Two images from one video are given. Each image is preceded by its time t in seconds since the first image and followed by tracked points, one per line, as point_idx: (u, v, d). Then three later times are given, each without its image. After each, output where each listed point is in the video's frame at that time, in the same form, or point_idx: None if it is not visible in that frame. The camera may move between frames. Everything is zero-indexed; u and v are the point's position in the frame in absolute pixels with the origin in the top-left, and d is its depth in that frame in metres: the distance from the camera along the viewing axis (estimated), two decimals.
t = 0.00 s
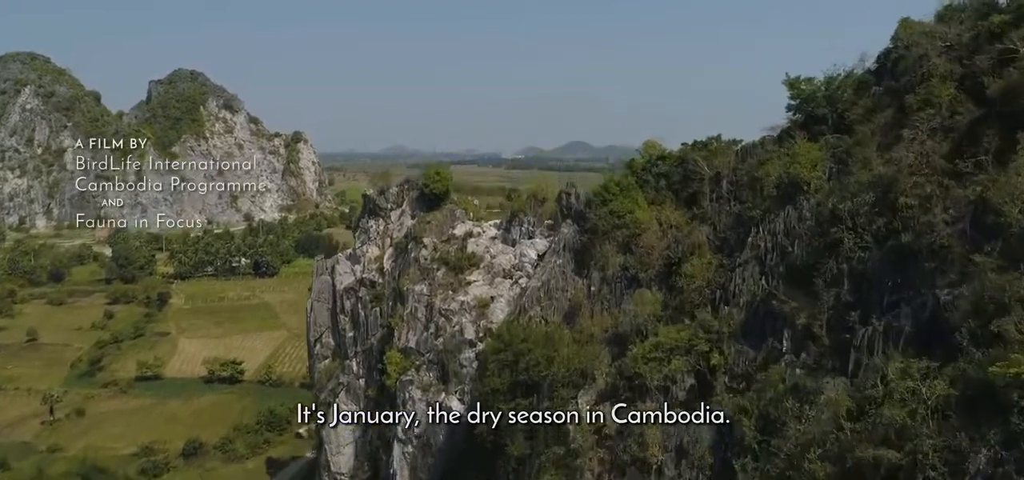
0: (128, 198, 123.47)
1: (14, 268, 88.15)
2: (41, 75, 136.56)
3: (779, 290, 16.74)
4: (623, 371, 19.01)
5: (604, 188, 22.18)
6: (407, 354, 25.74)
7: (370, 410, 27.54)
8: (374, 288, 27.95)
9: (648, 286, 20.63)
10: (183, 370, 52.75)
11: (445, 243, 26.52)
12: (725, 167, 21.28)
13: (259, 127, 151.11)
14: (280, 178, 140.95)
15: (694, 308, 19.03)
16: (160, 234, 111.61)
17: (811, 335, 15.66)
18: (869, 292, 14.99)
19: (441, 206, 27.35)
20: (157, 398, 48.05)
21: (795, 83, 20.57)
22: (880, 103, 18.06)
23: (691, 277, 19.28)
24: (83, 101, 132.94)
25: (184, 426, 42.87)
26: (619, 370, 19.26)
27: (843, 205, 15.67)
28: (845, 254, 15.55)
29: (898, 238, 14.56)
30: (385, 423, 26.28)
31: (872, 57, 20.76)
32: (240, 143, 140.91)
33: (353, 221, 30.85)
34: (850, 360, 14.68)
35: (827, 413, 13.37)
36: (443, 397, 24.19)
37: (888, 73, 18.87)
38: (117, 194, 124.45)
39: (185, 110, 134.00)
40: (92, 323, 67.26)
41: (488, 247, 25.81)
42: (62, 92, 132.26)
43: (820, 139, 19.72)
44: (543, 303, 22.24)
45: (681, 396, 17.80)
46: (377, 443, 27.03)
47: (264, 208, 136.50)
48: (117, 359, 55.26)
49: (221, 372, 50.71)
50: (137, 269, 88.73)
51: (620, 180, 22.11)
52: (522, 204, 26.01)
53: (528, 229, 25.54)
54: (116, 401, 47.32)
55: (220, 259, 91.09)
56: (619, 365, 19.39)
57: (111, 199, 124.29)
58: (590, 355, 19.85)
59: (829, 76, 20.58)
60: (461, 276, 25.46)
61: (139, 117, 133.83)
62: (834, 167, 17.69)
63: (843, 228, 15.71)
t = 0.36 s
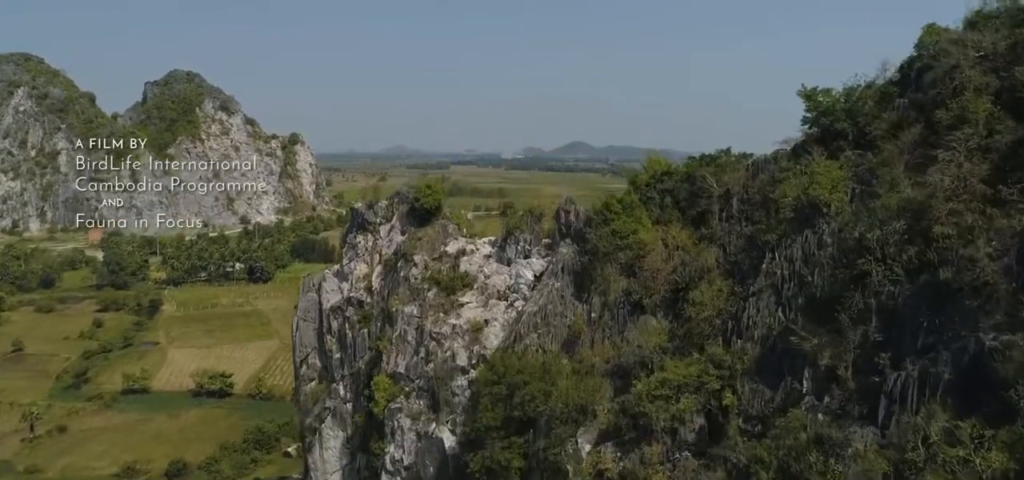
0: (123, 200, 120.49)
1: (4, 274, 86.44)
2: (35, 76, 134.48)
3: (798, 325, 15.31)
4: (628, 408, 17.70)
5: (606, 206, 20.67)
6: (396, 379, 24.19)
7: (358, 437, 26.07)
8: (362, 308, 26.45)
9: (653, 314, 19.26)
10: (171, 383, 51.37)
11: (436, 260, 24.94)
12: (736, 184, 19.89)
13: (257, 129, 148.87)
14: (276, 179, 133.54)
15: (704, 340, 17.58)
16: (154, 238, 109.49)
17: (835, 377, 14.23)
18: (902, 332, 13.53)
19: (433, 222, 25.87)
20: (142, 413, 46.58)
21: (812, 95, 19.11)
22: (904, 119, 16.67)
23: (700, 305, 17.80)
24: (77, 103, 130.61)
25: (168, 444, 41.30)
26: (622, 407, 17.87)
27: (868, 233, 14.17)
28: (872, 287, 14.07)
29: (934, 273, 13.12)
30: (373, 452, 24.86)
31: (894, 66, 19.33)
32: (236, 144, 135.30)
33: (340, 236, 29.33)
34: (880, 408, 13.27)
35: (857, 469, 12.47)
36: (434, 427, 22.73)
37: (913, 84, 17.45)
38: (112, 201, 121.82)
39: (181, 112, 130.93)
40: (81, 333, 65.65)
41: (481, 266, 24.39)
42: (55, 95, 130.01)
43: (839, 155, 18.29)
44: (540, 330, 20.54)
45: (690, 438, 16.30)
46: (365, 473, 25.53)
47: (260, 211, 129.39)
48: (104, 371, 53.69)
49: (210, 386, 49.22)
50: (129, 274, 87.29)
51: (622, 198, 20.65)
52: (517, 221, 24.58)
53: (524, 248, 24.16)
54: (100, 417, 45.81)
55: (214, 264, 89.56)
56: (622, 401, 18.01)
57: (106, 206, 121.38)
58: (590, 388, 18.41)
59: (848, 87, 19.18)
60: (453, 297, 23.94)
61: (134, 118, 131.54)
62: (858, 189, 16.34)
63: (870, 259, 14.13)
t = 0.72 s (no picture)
0: (117, 204, 118.47)
1: None
2: (30, 77, 132.33)
3: (823, 368, 13.88)
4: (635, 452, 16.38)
5: (609, 227, 19.26)
6: (384, 409, 22.53)
7: (344, 468, 24.59)
8: (349, 331, 24.87)
9: (660, 346, 17.77)
10: (159, 396, 50.04)
11: (428, 281, 23.41)
12: (750, 204, 18.43)
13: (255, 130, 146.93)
14: (274, 181, 129.77)
15: (716, 379, 16.10)
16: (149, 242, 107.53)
17: (866, 430, 12.87)
18: (942, 382, 12.02)
19: (425, 240, 24.37)
20: (129, 430, 45.09)
21: (834, 108, 17.63)
22: (937, 136, 15.22)
23: (711, 338, 16.31)
24: (73, 105, 128.59)
25: (153, 463, 39.80)
26: (626, 452, 16.41)
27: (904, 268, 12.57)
28: (908, 330, 12.55)
29: (980, 316, 11.47)
30: None
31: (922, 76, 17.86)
32: (233, 147, 131.78)
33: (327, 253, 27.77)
34: (920, 467, 11.89)
35: None
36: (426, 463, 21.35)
37: (944, 96, 16.01)
38: (107, 210, 118.51)
39: (177, 115, 128.53)
40: (69, 342, 64.07)
41: (475, 288, 22.80)
42: (51, 97, 127.80)
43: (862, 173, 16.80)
44: (537, 362, 18.93)
45: None
46: None
47: (257, 213, 125.15)
48: (91, 385, 52.20)
49: (199, 400, 47.76)
50: (122, 281, 85.65)
51: (626, 219, 19.20)
52: (513, 240, 23.11)
53: (520, 270, 22.75)
54: (85, 433, 44.30)
55: (208, 270, 88.46)
56: (626, 445, 16.69)
57: (101, 214, 117.86)
58: (592, 429, 17.08)
59: (871, 99, 17.74)
60: (445, 322, 22.39)
61: (132, 120, 129.57)
62: (886, 214, 14.85)
63: (904, 298, 12.65)
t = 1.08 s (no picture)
0: (113, 207, 113.36)
1: None
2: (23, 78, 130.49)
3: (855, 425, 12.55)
4: None
5: (611, 253, 17.64)
6: (370, 445, 20.98)
7: None
8: (334, 359, 23.31)
9: (668, 387, 16.22)
10: (145, 412, 48.48)
11: (416, 307, 21.83)
12: (767, 230, 16.84)
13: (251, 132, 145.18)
14: (271, 184, 126.68)
15: (732, 429, 14.56)
16: (143, 247, 104.82)
17: None
18: (999, 451, 10.43)
19: (414, 262, 22.77)
20: (112, 448, 43.45)
21: (860, 127, 16.11)
22: (975, 158, 13.69)
23: (727, 384, 14.69)
24: (67, 108, 124.01)
25: None
26: None
27: (950, 318, 10.90)
28: (956, 389, 10.78)
29: None
30: None
31: (954, 91, 16.40)
32: (229, 149, 128.65)
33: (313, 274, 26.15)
34: None
35: None
36: None
37: (983, 114, 14.48)
38: (104, 210, 113.56)
39: (173, 116, 124.88)
40: (56, 353, 62.45)
41: (468, 316, 21.24)
42: (46, 98, 124.22)
43: (892, 198, 15.24)
44: (534, 402, 17.16)
45: None
46: None
47: (254, 216, 121.34)
48: (75, 399, 50.61)
49: (186, 417, 46.12)
50: (114, 287, 83.92)
51: (631, 245, 17.57)
52: (508, 264, 21.40)
53: (514, 297, 21.04)
54: (66, 453, 42.67)
55: (202, 276, 86.12)
56: None
57: (98, 214, 112.97)
58: None
59: (901, 117, 16.17)
60: (434, 353, 20.80)
61: (127, 122, 125.08)
62: (923, 248, 13.28)
63: (954, 354, 10.71)
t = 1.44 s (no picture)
0: (109, 211, 102.44)
1: None
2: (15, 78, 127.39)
3: None
4: None
5: (616, 286, 16.05)
6: None
7: None
8: (317, 392, 21.60)
9: (679, 437, 14.55)
10: (131, 429, 46.74)
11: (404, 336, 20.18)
12: (788, 261, 15.29)
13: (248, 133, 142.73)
14: (269, 186, 113.71)
15: None
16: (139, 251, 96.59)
17: None
18: None
19: (403, 287, 21.12)
20: (96, 469, 41.62)
21: (892, 151, 14.77)
22: None
23: (743, 437, 13.20)
24: (62, 109, 113.12)
25: None
26: None
27: (1018, 386, 9.24)
28: None
29: None
30: None
31: (999, 110, 14.94)
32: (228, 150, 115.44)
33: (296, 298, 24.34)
34: None
35: None
36: None
37: None
38: (101, 212, 102.60)
39: (171, 116, 112.47)
40: (41, 365, 60.54)
41: (459, 348, 19.62)
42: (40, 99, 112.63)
43: (932, 229, 13.62)
44: (530, 451, 15.66)
45: None
46: None
47: (252, 219, 108.45)
48: (58, 416, 48.79)
49: (173, 434, 44.37)
50: (105, 295, 81.49)
51: (637, 277, 16.05)
52: (503, 293, 19.81)
53: (510, 329, 19.48)
54: (44, 474, 40.78)
55: (194, 282, 84.30)
56: None
57: (94, 216, 102.11)
58: None
59: (935, 140, 14.79)
60: (423, 387, 19.19)
61: (123, 124, 112.35)
62: (973, 293, 11.67)
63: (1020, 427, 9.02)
